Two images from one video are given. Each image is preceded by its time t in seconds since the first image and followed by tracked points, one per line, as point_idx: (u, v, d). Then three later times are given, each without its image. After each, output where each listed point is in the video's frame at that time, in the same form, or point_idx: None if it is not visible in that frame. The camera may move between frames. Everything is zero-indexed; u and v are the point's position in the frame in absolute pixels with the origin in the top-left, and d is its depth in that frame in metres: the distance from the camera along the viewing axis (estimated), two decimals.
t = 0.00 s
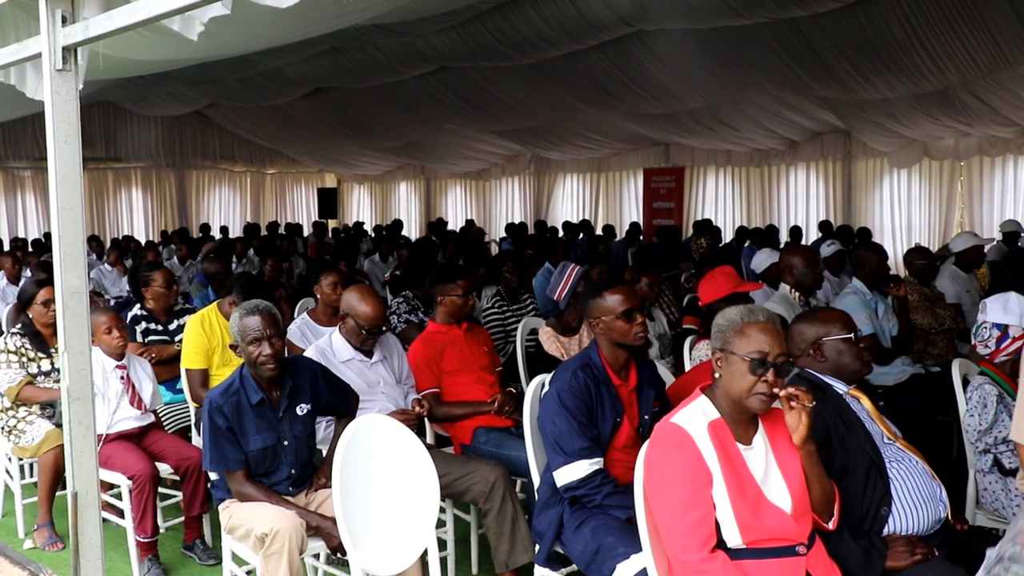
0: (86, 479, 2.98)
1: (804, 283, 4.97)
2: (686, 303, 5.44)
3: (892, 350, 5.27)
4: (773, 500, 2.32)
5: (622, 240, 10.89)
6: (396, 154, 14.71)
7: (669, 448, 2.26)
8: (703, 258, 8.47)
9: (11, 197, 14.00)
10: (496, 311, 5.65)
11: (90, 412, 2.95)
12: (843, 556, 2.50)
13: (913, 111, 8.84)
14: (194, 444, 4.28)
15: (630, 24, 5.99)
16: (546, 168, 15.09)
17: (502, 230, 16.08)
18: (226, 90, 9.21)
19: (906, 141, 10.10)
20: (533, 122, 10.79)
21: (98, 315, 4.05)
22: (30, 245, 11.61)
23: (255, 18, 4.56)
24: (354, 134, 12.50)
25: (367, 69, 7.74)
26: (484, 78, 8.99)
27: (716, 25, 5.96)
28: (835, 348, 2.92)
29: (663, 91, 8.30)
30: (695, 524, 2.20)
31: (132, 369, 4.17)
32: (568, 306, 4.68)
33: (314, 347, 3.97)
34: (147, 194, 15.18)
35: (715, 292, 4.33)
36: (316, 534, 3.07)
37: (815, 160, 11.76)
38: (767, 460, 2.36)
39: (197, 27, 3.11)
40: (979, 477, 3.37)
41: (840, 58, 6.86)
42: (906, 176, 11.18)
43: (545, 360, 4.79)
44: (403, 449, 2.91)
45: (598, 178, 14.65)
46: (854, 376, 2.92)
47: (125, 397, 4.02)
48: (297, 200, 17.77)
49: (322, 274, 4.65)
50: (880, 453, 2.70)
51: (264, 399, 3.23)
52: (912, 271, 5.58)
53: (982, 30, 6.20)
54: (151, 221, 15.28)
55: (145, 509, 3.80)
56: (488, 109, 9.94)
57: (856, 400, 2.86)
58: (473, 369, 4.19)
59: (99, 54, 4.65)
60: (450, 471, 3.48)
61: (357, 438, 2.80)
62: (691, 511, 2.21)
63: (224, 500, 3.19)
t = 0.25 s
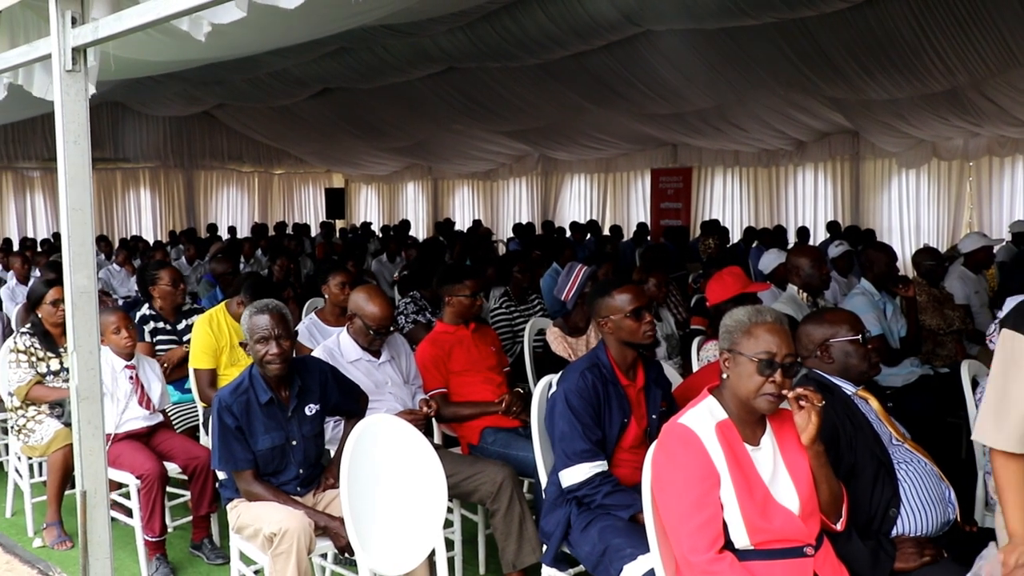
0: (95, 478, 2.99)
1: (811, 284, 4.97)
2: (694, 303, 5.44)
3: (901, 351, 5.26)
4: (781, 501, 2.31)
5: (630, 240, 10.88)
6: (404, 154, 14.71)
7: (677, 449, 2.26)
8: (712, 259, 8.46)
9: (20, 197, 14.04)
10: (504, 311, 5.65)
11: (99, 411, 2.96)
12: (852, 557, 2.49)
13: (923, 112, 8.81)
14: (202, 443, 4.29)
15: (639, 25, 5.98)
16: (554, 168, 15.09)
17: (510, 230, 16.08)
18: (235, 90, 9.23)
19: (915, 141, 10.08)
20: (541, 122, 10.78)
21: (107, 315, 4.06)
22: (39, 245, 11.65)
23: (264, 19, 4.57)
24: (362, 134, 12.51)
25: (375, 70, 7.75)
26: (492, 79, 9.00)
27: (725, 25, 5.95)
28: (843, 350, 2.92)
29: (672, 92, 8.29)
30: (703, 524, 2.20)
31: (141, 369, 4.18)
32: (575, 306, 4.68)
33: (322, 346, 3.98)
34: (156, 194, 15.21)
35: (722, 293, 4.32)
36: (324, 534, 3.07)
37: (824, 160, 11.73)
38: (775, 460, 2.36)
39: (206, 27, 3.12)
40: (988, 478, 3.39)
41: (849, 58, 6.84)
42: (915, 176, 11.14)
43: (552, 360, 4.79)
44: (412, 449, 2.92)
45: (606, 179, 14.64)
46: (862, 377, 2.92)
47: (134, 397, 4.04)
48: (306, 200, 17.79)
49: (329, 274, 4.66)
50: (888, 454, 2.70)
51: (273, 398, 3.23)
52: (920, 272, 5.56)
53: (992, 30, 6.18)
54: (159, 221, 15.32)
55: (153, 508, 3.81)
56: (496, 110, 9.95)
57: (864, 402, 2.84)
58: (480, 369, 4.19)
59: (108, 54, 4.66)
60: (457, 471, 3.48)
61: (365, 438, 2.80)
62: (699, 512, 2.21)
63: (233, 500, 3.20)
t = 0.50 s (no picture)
0: (102, 478, 3.00)
1: (817, 284, 4.96)
2: (700, 304, 5.44)
3: (907, 352, 5.25)
4: (788, 502, 2.31)
5: (636, 241, 10.88)
6: (410, 154, 14.71)
7: (684, 449, 2.26)
8: (718, 259, 8.45)
9: (27, 197, 14.07)
10: (510, 311, 5.66)
11: (107, 411, 2.97)
12: (858, 559, 2.50)
13: (930, 112, 8.78)
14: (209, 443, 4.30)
15: (645, 25, 5.98)
16: (560, 169, 15.08)
17: (516, 230, 16.08)
18: (241, 91, 9.24)
19: (922, 141, 10.05)
20: (547, 122, 10.78)
21: (114, 315, 4.07)
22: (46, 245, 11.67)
23: (271, 19, 4.58)
24: (368, 134, 12.52)
25: (382, 70, 7.75)
26: (498, 79, 8.99)
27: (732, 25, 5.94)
28: (849, 351, 2.91)
29: (678, 93, 8.28)
30: (709, 525, 2.20)
31: (148, 369, 4.19)
32: (582, 307, 4.68)
33: (329, 346, 3.99)
34: (162, 194, 15.23)
35: (729, 293, 4.32)
36: (331, 534, 3.07)
37: (831, 160, 11.72)
38: (782, 461, 2.36)
39: (213, 28, 3.12)
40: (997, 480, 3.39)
41: (856, 58, 6.83)
42: (922, 176, 11.11)
43: (559, 360, 4.79)
44: (418, 448, 2.92)
45: (612, 179, 14.64)
46: (868, 379, 2.91)
47: (141, 397, 4.05)
48: (312, 200, 17.81)
49: (336, 274, 4.66)
50: (896, 455, 2.70)
51: (282, 397, 3.24)
52: (927, 273, 5.56)
53: (999, 30, 6.16)
54: (166, 221, 15.34)
55: (160, 508, 3.82)
56: (502, 110, 9.94)
57: (871, 402, 2.84)
58: (487, 369, 4.20)
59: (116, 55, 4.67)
60: (464, 471, 3.48)
61: (372, 438, 2.80)
62: (705, 512, 2.21)
63: (240, 499, 3.21)
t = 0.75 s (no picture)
0: (109, 477, 3.01)
1: (824, 286, 4.95)
2: (707, 304, 5.43)
3: (914, 353, 5.24)
4: (795, 503, 2.30)
5: (642, 241, 10.87)
6: (416, 155, 14.72)
7: (691, 450, 2.26)
8: (725, 259, 8.44)
9: (35, 197, 14.11)
10: (517, 312, 5.66)
11: (114, 410, 2.98)
12: (865, 561, 2.50)
13: (938, 112, 8.75)
14: (215, 443, 4.30)
15: (652, 25, 5.97)
16: (566, 169, 15.08)
17: (522, 231, 16.09)
18: (248, 91, 9.25)
19: (929, 142, 10.03)
20: (554, 123, 10.78)
21: (120, 315, 4.08)
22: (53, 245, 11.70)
23: (278, 19, 4.58)
24: (374, 135, 12.53)
25: (388, 70, 7.76)
26: (504, 80, 8.99)
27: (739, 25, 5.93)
28: (856, 352, 2.91)
29: (685, 94, 8.27)
30: (716, 526, 2.20)
31: (155, 369, 4.20)
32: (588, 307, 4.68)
33: (336, 346, 3.99)
34: (169, 194, 15.26)
35: (736, 293, 4.32)
36: (337, 533, 3.08)
37: (837, 160, 11.70)
38: (789, 462, 2.35)
39: (221, 29, 3.12)
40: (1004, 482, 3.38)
41: (864, 59, 6.81)
42: (929, 177, 11.08)
43: (565, 361, 4.79)
44: (424, 448, 2.92)
45: (618, 179, 14.64)
46: (875, 380, 2.91)
47: (147, 396, 4.06)
48: (318, 201, 17.84)
49: (343, 274, 4.67)
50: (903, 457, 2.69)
51: (289, 397, 3.24)
52: (935, 274, 5.54)
53: (1008, 30, 6.14)
54: (172, 221, 15.37)
55: (167, 507, 3.82)
56: (508, 110, 9.94)
57: (878, 403, 2.84)
58: (492, 370, 4.20)
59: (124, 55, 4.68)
60: (470, 472, 3.48)
61: (378, 439, 2.80)
62: (712, 513, 2.21)
63: (247, 499, 3.21)
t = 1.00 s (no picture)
0: (116, 476, 3.02)
1: (831, 286, 4.94)
2: (713, 305, 5.43)
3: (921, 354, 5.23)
4: (802, 503, 2.30)
5: (649, 241, 10.86)
6: (423, 155, 14.71)
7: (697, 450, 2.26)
8: (731, 260, 8.43)
9: (42, 197, 14.13)
10: (523, 312, 5.66)
11: (121, 410, 2.98)
12: (872, 561, 2.54)
13: (945, 112, 8.72)
14: (222, 442, 4.31)
15: (658, 25, 5.96)
16: (573, 170, 15.07)
17: (529, 231, 16.08)
18: (254, 91, 9.26)
19: (937, 142, 10.01)
20: (560, 123, 10.78)
21: (128, 316, 4.09)
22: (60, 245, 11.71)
23: (285, 20, 4.58)
24: (381, 135, 12.53)
25: (395, 70, 7.76)
26: (511, 80, 8.99)
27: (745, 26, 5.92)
28: (863, 352, 2.90)
29: (693, 94, 8.25)
30: (722, 526, 2.20)
31: (162, 369, 4.21)
32: (595, 307, 4.68)
33: (342, 346, 3.99)
34: (175, 193, 15.27)
35: (742, 294, 4.32)
36: (343, 533, 3.08)
37: (844, 161, 11.69)
38: (796, 463, 2.35)
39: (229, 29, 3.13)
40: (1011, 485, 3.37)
41: (871, 59, 6.79)
42: (936, 177, 11.05)
43: (572, 361, 4.79)
44: (429, 448, 2.93)
45: (625, 180, 14.63)
46: (883, 381, 2.91)
47: (154, 396, 4.06)
48: (324, 201, 17.84)
49: (349, 274, 4.67)
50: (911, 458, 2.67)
51: (296, 397, 3.25)
52: (942, 275, 5.53)
53: (1016, 31, 6.12)
54: (179, 221, 15.38)
55: (173, 506, 3.83)
56: (515, 110, 9.94)
57: (885, 403, 2.82)
58: (499, 370, 4.20)
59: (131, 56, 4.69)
60: (477, 472, 3.48)
61: (385, 438, 2.80)
62: (718, 514, 2.20)
63: (253, 499, 3.22)
